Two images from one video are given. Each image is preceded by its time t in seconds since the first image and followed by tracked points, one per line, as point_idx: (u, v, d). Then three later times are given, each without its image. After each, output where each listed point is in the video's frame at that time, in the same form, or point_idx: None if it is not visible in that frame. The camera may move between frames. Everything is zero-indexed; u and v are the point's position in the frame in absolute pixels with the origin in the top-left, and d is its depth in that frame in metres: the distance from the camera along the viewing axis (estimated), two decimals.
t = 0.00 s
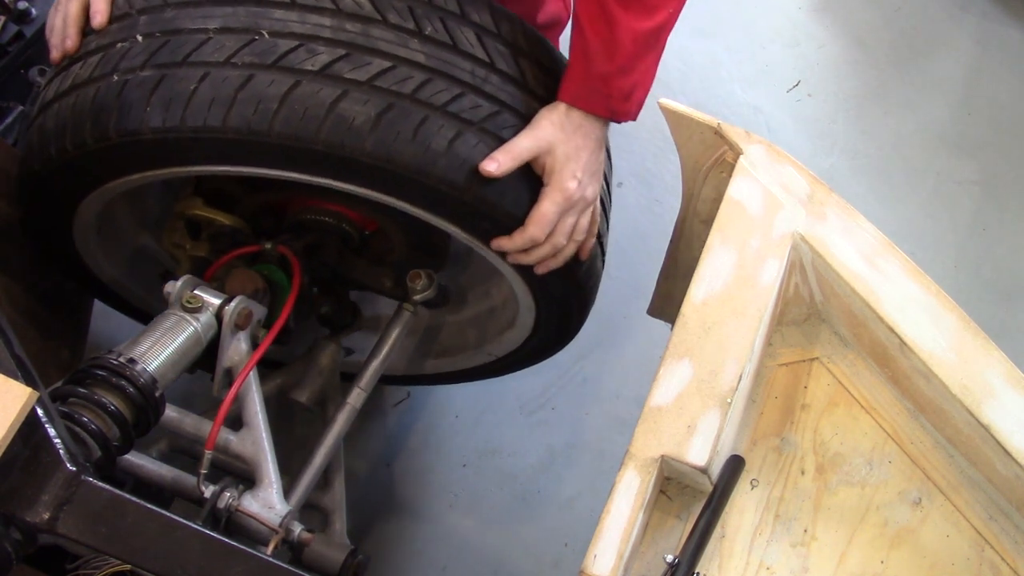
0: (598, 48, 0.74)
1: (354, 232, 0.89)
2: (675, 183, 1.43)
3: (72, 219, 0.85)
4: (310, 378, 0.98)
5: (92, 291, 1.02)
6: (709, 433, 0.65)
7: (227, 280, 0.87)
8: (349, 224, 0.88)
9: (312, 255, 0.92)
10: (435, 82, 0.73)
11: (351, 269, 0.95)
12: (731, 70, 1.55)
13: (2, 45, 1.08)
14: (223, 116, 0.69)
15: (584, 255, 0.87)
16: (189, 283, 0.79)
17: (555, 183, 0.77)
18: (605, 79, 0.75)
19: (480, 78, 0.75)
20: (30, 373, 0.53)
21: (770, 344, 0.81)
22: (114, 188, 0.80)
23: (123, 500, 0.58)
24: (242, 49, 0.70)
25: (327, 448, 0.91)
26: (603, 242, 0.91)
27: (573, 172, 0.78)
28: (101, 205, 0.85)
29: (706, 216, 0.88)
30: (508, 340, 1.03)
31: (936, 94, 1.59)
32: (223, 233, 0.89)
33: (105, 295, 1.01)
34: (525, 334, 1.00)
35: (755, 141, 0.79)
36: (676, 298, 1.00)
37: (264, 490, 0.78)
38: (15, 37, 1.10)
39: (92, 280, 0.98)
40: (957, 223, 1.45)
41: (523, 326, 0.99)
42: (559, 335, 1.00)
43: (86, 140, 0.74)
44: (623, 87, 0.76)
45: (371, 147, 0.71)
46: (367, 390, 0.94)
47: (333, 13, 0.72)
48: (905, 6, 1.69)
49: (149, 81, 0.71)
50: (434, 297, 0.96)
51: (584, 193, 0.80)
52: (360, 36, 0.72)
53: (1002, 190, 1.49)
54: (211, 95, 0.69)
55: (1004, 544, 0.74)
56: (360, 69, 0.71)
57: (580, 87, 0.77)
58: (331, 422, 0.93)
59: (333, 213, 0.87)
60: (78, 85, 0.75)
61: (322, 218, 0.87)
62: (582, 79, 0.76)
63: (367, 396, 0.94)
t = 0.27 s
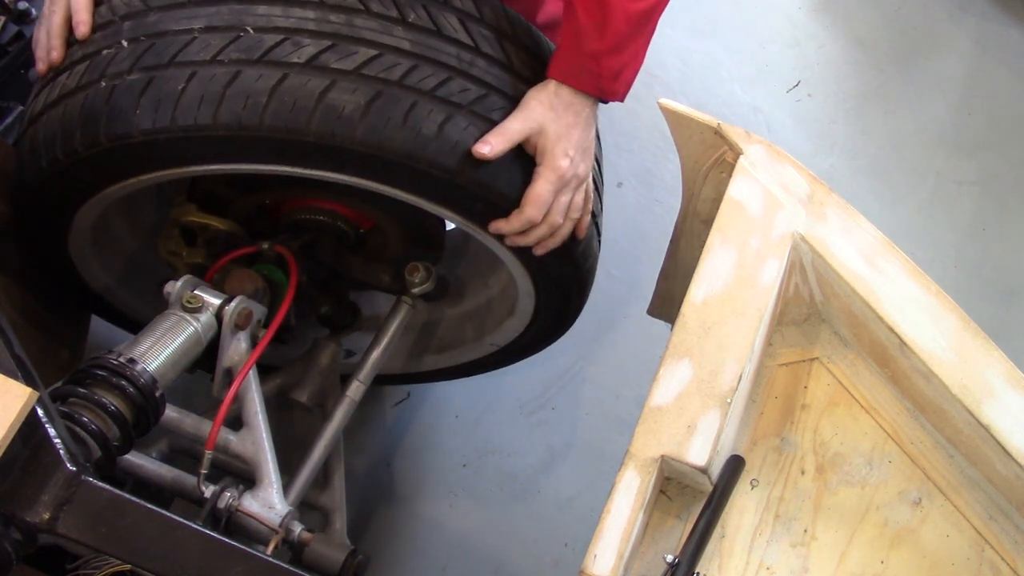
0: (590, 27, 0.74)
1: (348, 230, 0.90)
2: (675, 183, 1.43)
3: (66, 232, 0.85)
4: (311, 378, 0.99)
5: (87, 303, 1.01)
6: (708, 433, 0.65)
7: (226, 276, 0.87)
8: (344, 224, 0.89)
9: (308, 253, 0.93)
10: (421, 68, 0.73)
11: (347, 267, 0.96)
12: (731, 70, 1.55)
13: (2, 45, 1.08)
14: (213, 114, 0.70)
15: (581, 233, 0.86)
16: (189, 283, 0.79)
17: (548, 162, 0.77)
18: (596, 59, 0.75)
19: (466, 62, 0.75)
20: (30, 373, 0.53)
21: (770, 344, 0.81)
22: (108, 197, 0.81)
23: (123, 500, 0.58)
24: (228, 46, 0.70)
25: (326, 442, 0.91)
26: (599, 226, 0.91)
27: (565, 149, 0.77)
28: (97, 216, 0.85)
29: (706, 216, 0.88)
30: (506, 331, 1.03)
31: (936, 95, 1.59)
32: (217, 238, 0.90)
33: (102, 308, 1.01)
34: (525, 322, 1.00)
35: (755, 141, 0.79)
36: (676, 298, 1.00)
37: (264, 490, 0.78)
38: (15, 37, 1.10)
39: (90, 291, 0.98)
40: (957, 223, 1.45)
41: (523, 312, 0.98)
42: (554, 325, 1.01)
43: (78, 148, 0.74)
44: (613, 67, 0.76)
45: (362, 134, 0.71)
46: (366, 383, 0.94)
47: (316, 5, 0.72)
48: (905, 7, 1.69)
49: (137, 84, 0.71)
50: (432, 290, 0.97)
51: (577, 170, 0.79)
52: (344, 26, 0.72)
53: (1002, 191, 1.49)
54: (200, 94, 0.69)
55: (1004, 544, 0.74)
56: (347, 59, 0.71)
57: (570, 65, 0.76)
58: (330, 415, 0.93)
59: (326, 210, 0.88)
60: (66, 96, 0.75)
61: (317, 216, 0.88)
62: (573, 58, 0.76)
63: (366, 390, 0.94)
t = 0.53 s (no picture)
0: (586, 19, 0.76)
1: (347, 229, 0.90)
2: (675, 183, 1.43)
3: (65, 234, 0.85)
4: (311, 378, 0.99)
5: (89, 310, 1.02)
6: (709, 433, 0.65)
7: (226, 277, 0.87)
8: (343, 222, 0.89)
9: (307, 254, 0.93)
10: (418, 65, 0.73)
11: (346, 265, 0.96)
12: (731, 70, 1.55)
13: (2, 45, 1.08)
14: (210, 112, 0.69)
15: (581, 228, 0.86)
16: (189, 283, 0.79)
17: (546, 156, 0.77)
18: (592, 51, 0.77)
19: (462, 58, 0.76)
20: (30, 372, 0.53)
21: (770, 344, 0.81)
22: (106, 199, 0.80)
23: (123, 500, 0.58)
24: (224, 45, 0.71)
25: (326, 440, 0.91)
26: (597, 221, 0.91)
27: (563, 142, 0.78)
28: (95, 217, 0.85)
29: (706, 216, 0.88)
30: (506, 327, 1.02)
31: (935, 94, 1.59)
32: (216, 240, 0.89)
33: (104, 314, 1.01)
34: (525, 319, 0.99)
35: (755, 141, 0.79)
36: (676, 298, 1.00)
37: (264, 490, 0.78)
38: (15, 37, 1.10)
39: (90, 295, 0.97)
40: (957, 223, 1.45)
41: (523, 308, 0.98)
42: (553, 323, 1.00)
43: (76, 149, 0.74)
44: (608, 59, 0.78)
45: (360, 131, 0.71)
46: (366, 381, 0.94)
47: (312, 4, 0.72)
48: (905, 7, 1.69)
49: (134, 84, 0.71)
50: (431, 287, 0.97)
51: (575, 163, 0.80)
52: (340, 24, 0.72)
53: (1002, 190, 1.49)
54: (198, 93, 0.69)
55: (1004, 544, 0.74)
56: (343, 56, 0.71)
57: (565, 58, 0.78)
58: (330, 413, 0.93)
59: (325, 211, 0.88)
60: (62, 97, 0.75)
61: (316, 216, 0.88)
62: (568, 51, 0.77)
63: (365, 388, 0.94)
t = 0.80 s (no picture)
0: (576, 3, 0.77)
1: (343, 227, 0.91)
2: (675, 182, 1.43)
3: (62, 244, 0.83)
4: (310, 378, 0.99)
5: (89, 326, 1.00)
6: (709, 433, 0.65)
7: (225, 278, 0.87)
8: (338, 220, 0.90)
9: (305, 253, 0.92)
10: (406, 54, 0.74)
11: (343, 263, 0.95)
12: (732, 70, 1.55)
13: (2, 45, 1.07)
14: (202, 111, 0.70)
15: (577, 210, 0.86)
16: (189, 283, 0.79)
17: (539, 139, 0.77)
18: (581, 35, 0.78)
19: (450, 46, 0.76)
20: (30, 372, 0.53)
21: (770, 344, 0.81)
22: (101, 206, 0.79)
23: (123, 499, 0.58)
24: (213, 44, 0.71)
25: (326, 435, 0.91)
26: (592, 204, 0.91)
27: (556, 124, 0.78)
28: (94, 223, 0.83)
29: (706, 216, 0.88)
30: (506, 318, 1.02)
31: (935, 94, 1.59)
32: (213, 245, 0.90)
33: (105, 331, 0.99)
34: (524, 310, 0.99)
35: (755, 141, 0.79)
36: (676, 299, 1.00)
37: (264, 490, 0.78)
38: (15, 37, 1.08)
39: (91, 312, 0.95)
40: (957, 223, 1.45)
41: (522, 298, 0.98)
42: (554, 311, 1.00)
43: (69, 156, 0.73)
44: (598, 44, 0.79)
45: (353, 121, 0.71)
46: (365, 375, 0.94)
47: None
48: (905, 6, 1.69)
49: (125, 88, 0.71)
50: (429, 282, 0.97)
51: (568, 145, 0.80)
52: (327, 17, 0.73)
53: (1002, 191, 1.49)
54: (188, 93, 0.70)
55: (1004, 544, 0.74)
56: (332, 48, 0.72)
57: (555, 43, 0.79)
58: (330, 406, 0.93)
59: (320, 209, 0.89)
60: (53, 105, 0.74)
61: (312, 216, 0.89)
62: (558, 35, 0.79)
63: (364, 382, 0.94)
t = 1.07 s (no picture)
0: None
1: (338, 224, 0.92)
2: (675, 182, 1.43)
3: (60, 255, 0.82)
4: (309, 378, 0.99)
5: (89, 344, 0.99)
6: (709, 433, 0.65)
7: (227, 278, 0.86)
8: (333, 218, 0.91)
9: (303, 253, 0.92)
10: (394, 44, 0.74)
11: (339, 263, 0.95)
12: (732, 70, 1.55)
13: (2, 45, 1.03)
14: (194, 110, 0.69)
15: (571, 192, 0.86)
16: (189, 283, 0.79)
17: (530, 121, 0.78)
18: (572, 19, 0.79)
19: (436, 33, 0.77)
20: (30, 372, 0.53)
21: (770, 344, 0.81)
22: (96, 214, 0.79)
23: (123, 499, 0.58)
24: (201, 43, 0.71)
25: (325, 430, 0.91)
26: (586, 187, 0.90)
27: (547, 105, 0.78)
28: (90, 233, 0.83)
29: (706, 216, 0.88)
30: (506, 309, 1.02)
31: (936, 94, 1.59)
32: (209, 249, 0.89)
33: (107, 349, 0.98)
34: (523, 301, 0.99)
35: (755, 141, 0.79)
36: (676, 299, 1.00)
37: (264, 490, 0.78)
38: (15, 38, 1.04)
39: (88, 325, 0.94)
40: (957, 223, 1.45)
41: (521, 286, 0.97)
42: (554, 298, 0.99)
43: (62, 163, 0.73)
44: (588, 27, 0.80)
45: (345, 112, 0.71)
46: (363, 369, 0.94)
47: None
48: (905, 6, 1.69)
49: (114, 92, 0.71)
50: (427, 276, 0.97)
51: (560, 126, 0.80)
52: (312, 11, 0.73)
53: (1002, 191, 1.49)
54: (179, 92, 0.70)
55: (1004, 544, 0.74)
56: (319, 41, 0.72)
57: (545, 26, 0.79)
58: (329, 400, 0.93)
59: (313, 209, 0.90)
60: (44, 114, 0.74)
61: (308, 215, 0.90)
62: (548, 20, 0.79)
63: (363, 375, 0.94)
